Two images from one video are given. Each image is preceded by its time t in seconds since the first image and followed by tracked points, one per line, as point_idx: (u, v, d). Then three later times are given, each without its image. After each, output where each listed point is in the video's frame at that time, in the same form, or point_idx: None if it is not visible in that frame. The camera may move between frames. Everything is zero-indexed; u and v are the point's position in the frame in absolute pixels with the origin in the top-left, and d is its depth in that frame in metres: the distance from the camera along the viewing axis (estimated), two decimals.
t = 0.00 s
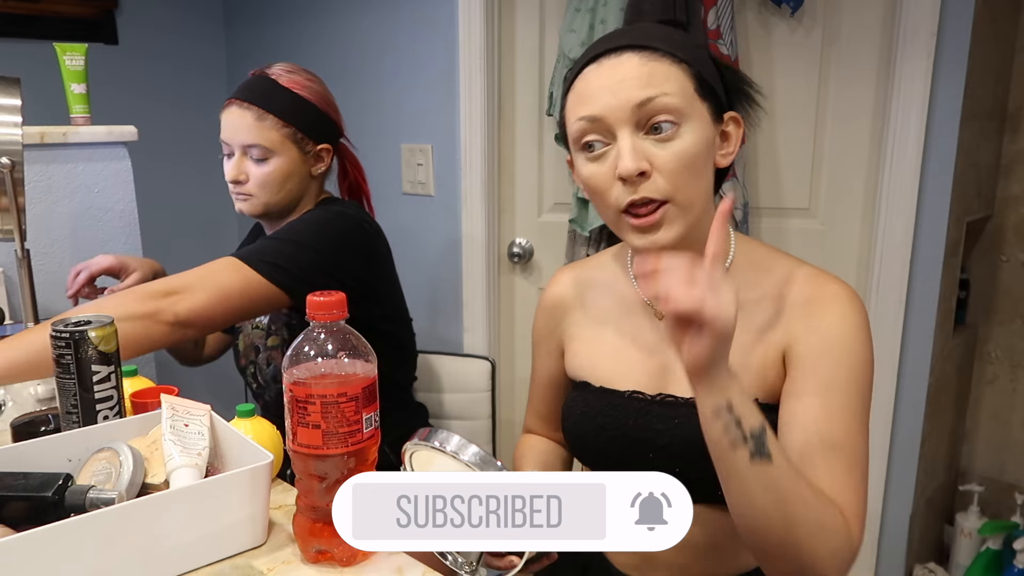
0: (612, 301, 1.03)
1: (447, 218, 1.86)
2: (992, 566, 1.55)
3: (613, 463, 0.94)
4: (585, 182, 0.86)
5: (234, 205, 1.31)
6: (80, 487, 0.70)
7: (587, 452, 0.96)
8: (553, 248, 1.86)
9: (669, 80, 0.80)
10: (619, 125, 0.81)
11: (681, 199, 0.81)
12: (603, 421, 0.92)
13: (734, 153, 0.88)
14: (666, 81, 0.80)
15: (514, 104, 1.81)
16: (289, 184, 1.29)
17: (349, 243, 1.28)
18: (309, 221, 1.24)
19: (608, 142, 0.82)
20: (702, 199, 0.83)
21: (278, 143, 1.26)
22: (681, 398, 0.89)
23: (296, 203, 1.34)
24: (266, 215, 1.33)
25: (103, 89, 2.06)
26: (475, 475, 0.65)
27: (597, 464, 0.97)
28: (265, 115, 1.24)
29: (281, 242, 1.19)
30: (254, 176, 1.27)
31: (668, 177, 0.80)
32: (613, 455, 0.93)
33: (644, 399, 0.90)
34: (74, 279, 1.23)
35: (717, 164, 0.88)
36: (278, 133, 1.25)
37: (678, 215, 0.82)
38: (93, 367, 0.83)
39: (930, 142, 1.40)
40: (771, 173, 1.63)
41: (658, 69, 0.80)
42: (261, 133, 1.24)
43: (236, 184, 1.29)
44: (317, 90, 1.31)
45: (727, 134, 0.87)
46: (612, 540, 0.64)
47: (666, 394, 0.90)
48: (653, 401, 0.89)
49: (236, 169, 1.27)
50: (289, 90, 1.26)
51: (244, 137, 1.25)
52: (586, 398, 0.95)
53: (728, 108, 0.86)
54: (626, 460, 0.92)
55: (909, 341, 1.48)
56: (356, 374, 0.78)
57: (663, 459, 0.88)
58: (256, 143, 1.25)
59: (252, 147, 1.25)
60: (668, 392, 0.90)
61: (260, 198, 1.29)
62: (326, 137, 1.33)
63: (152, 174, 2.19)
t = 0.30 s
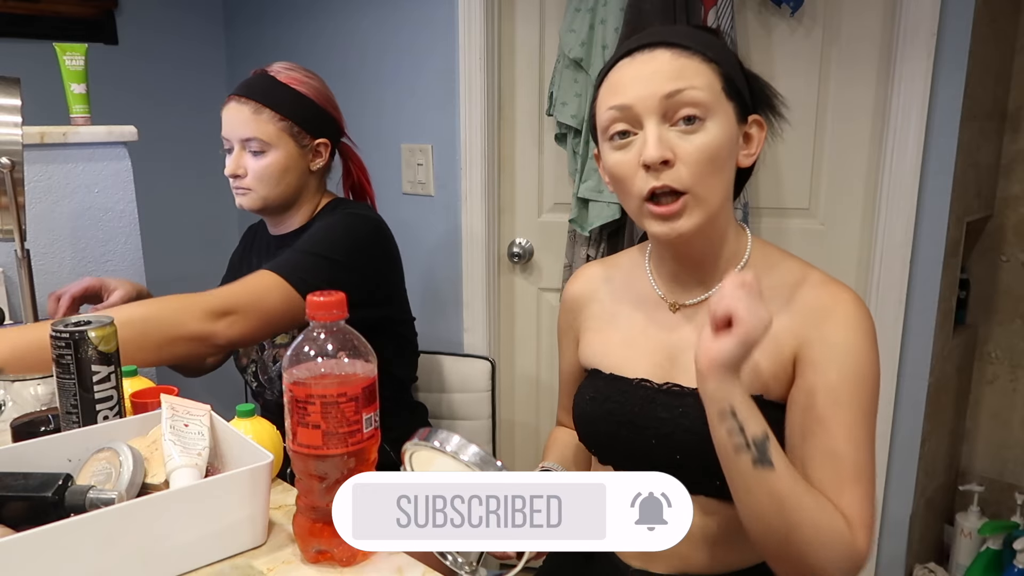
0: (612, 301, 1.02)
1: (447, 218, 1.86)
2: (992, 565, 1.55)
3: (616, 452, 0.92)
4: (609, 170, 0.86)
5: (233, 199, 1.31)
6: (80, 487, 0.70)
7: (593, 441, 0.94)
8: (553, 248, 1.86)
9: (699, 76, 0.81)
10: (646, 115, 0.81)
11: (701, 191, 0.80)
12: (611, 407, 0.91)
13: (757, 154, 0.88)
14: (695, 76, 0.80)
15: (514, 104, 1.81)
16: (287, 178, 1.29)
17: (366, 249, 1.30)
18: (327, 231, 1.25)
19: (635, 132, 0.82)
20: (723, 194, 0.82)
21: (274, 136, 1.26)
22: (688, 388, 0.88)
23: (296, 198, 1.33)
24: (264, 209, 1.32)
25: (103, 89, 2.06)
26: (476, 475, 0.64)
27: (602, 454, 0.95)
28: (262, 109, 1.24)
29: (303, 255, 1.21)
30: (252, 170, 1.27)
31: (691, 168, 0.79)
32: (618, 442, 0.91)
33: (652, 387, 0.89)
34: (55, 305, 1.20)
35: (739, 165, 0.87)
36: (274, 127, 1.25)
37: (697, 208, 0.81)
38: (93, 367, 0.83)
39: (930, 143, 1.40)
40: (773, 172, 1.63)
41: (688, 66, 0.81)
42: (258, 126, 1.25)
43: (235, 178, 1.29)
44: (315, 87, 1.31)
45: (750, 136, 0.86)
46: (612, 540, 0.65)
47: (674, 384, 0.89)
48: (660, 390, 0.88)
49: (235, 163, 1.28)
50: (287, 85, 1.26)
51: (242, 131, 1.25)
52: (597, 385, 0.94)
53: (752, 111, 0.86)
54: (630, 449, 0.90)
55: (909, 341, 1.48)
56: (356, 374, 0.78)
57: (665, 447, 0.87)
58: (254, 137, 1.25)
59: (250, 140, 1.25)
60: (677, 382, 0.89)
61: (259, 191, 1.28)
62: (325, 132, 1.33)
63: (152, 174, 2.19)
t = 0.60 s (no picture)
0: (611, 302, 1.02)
1: (447, 218, 1.86)
2: (992, 565, 1.55)
3: (609, 458, 0.92)
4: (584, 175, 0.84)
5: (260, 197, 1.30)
6: (80, 487, 0.70)
7: (586, 451, 0.94)
8: (554, 249, 1.86)
9: (678, 84, 0.78)
10: (622, 123, 0.78)
11: (675, 202, 0.79)
12: (602, 418, 0.90)
13: (739, 161, 0.86)
14: (675, 85, 0.78)
15: (514, 104, 1.81)
16: (316, 174, 1.29)
17: (426, 255, 1.32)
18: (394, 244, 1.27)
19: (611, 139, 0.80)
20: (696, 205, 0.81)
21: (303, 132, 1.26)
22: (679, 395, 0.87)
23: (322, 194, 1.33)
24: (292, 206, 1.31)
25: (103, 89, 2.06)
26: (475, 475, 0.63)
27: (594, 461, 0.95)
28: (291, 106, 1.25)
29: (381, 272, 1.23)
30: (281, 166, 1.27)
31: (664, 180, 0.78)
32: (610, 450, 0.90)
33: (642, 396, 0.88)
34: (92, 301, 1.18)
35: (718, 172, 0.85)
36: (303, 123, 1.26)
37: (669, 219, 0.80)
38: (93, 367, 0.84)
39: (930, 142, 1.40)
40: (773, 172, 1.63)
41: (668, 73, 0.78)
42: (287, 122, 1.25)
43: (263, 175, 1.28)
44: (339, 86, 1.33)
45: (731, 143, 0.85)
46: (612, 540, 0.64)
47: (664, 391, 0.88)
48: (651, 399, 0.87)
49: (264, 160, 1.27)
50: (312, 83, 1.27)
51: (270, 128, 1.25)
52: (587, 395, 0.93)
53: (735, 118, 0.84)
54: (623, 455, 0.90)
55: (909, 341, 1.48)
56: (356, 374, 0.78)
57: (659, 455, 0.87)
58: (283, 133, 1.25)
59: (278, 137, 1.25)
60: (666, 390, 0.89)
61: (288, 188, 1.28)
62: (349, 128, 1.33)
63: (152, 174, 2.19)
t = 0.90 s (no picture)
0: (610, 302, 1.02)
1: (447, 217, 1.86)
2: (992, 565, 1.55)
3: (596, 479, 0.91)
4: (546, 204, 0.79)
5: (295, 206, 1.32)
6: (80, 487, 0.70)
7: (573, 473, 0.93)
8: (554, 248, 1.86)
9: (643, 106, 0.74)
10: (586, 152, 0.74)
11: (645, 230, 0.76)
12: (585, 441, 0.89)
13: (708, 174, 0.83)
14: (639, 106, 0.74)
15: (514, 104, 1.81)
16: (341, 179, 1.30)
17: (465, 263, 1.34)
18: (436, 257, 1.28)
19: (574, 168, 0.76)
20: (668, 227, 0.78)
21: (324, 139, 1.27)
22: (661, 418, 0.86)
23: (351, 197, 1.34)
24: (324, 212, 1.33)
25: (103, 89, 2.06)
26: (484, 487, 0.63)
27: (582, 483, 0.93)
28: (310, 114, 1.26)
29: (430, 287, 1.24)
30: (308, 175, 1.28)
31: (635, 208, 0.74)
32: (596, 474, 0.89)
33: (624, 419, 0.87)
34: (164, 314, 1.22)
35: (689, 186, 0.82)
36: (324, 130, 1.27)
37: (643, 247, 0.76)
38: (93, 367, 0.84)
39: (930, 141, 1.40)
40: (773, 173, 1.62)
41: (632, 93, 0.74)
42: (308, 131, 1.26)
43: (293, 185, 1.30)
44: (358, 88, 1.32)
45: (702, 154, 0.82)
46: (609, 553, 0.64)
47: (646, 414, 0.87)
48: (633, 422, 0.86)
49: (291, 169, 1.29)
50: (330, 89, 1.28)
51: (294, 138, 1.27)
52: (571, 417, 0.92)
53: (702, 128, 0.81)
54: (609, 479, 0.89)
55: (909, 341, 1.48)
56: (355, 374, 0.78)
57: (645, 478, 0.86)
58: (306, 142, 1.27)
59: (302, 146, 1.27)
60: (648, 412, 0.88)
61: (316, 195, 1.29)
62: (371, 130, 1.33)
63: (152, 174, 2.19)
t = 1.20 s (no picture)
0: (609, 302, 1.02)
1: (448, 217, 1.86)
2: (992, 565, 1.55)
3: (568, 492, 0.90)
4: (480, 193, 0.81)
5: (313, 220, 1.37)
6: (80, 487, 0.70)
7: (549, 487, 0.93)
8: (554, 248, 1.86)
9: (559, 92, 0.76)
10: (504, 136, 0.76)
11: (562, 214, 0.75)
12: (549, 456, 0.89)
13: (643, 173, 0.82)
14: (554, 93, 0.75)
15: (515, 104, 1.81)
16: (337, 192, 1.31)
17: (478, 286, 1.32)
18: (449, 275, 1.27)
19: (496, 153, 0.77)
20: (591, 215, 0.77)
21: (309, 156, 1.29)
22: (617, 429, 0.85)
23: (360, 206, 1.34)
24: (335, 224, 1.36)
25: (103, 88, 2.06)
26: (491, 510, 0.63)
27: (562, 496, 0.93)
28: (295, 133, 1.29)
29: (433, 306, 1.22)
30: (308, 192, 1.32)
31: (550, 191, 0.74)
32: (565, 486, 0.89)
33: (583, 432, 0.86)
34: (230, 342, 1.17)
35: (620, 185, 0.81)
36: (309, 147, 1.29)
37: (560, 231, 0.75)
38: (93, 367, 0.84)
39: (930, 142, 1.40)
40: (773, 173, 1.63)
41: (549, 82, 0.76)
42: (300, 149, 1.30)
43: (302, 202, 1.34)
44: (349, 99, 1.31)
45: (634, 153, 0.81)
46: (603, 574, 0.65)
47: (603, 426, 0.86)
48: (591, 434, 0.85)
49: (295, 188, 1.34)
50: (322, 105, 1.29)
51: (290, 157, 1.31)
52: (540, 431, 0.92)
53: (633, 127, 0.81)
54: (577, 492, 0.88)
55: (909, 341, 1.48)
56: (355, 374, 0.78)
57: (608, 491, 0.85)
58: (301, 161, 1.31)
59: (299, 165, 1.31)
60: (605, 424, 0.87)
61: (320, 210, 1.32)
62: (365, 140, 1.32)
63: (151, 174, 2.19)
